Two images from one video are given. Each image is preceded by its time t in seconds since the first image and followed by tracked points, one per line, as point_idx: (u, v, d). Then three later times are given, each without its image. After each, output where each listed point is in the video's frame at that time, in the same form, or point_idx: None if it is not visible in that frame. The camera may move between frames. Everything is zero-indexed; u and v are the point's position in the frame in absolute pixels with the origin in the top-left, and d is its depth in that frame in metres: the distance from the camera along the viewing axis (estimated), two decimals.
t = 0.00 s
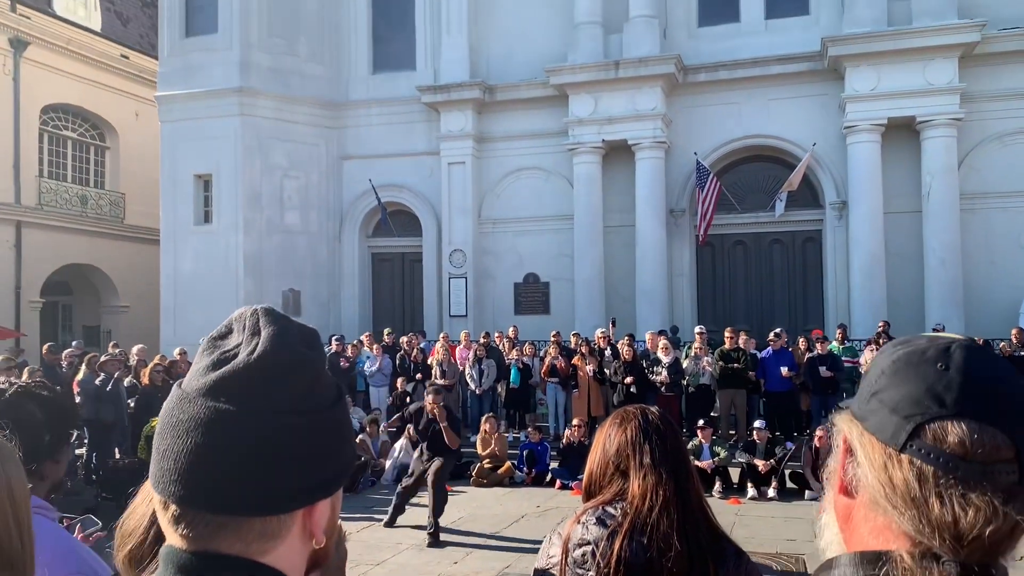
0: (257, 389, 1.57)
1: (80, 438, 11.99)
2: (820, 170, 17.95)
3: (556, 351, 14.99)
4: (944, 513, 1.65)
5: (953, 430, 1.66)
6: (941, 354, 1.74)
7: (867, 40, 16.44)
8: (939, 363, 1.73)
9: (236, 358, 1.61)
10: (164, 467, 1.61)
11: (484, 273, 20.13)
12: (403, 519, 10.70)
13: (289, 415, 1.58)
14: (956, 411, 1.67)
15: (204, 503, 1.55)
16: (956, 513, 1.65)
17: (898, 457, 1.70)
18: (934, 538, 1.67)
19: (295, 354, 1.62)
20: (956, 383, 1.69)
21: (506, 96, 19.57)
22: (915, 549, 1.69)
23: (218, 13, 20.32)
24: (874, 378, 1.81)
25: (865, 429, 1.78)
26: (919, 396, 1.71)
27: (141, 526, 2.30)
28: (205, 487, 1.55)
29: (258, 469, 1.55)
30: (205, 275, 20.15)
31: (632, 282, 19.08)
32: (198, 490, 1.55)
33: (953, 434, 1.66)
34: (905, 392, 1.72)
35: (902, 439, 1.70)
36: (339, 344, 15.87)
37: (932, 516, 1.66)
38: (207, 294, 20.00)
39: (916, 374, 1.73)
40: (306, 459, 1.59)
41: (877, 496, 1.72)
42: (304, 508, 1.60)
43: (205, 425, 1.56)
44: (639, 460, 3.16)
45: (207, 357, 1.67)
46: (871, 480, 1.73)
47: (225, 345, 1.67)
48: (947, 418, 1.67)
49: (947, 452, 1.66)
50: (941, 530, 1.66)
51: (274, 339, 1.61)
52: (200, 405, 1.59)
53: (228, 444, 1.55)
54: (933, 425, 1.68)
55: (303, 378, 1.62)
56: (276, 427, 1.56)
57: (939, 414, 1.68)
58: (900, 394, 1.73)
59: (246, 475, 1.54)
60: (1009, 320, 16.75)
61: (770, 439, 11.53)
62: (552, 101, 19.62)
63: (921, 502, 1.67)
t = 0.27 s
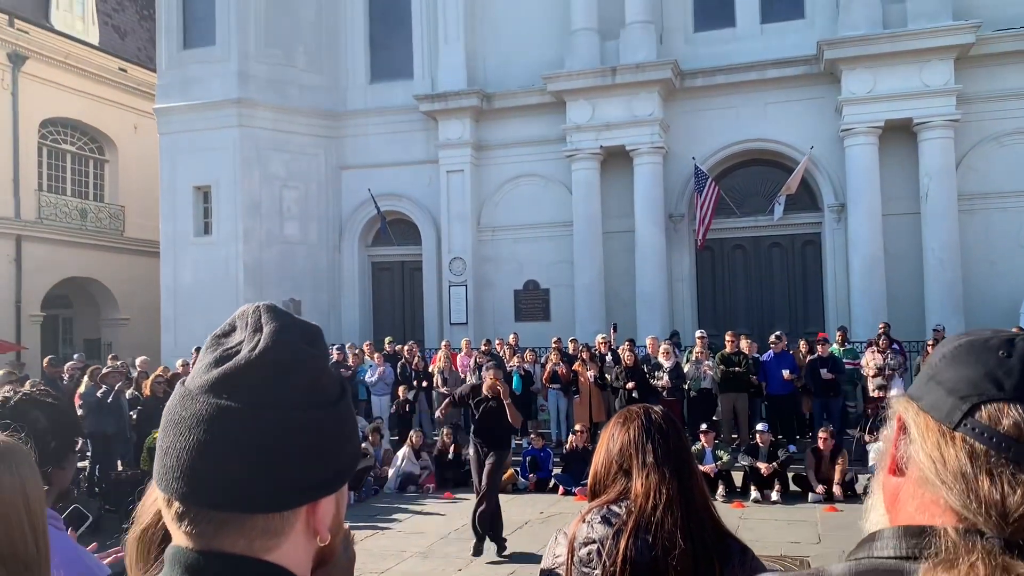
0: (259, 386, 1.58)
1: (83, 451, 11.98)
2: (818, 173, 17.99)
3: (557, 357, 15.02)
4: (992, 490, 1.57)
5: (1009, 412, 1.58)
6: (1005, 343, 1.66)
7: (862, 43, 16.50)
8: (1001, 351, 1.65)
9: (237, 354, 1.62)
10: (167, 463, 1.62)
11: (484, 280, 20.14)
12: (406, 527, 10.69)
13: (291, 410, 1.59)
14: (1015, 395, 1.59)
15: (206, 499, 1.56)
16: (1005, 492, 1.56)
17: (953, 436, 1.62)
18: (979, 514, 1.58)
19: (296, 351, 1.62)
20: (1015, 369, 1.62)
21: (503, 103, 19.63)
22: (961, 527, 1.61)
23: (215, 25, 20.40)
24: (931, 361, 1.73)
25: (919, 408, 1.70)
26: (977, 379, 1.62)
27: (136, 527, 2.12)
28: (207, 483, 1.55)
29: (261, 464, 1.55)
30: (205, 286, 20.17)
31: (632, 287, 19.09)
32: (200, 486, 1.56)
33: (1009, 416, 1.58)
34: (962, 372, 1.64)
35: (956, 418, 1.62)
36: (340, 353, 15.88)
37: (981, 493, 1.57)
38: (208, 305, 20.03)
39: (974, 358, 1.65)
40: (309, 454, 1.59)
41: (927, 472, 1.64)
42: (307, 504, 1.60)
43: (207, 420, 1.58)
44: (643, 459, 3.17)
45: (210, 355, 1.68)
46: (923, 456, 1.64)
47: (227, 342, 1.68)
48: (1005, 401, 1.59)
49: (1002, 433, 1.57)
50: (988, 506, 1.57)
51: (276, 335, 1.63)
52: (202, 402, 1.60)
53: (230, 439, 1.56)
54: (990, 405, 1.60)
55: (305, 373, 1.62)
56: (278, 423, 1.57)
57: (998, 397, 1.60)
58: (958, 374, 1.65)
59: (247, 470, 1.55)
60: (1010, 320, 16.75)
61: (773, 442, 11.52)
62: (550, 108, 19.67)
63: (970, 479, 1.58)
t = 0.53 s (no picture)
0: (248, 370, 1.59)
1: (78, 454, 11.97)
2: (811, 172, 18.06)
3: (552, 357, 15.05)
4: (990, 464, 1.57)
5: (1006, 388, 1.59)
6: (1002, 322, 1.67)
7: (853, 41, 16.57)
8: (998, 329, 1.66)
9: (226, 337, 1.62)
10: (158, 449, 1.62)
11: (479, 281, 20.15)
12: (403, 527, 10.69)
13: (281, 393, 1.59)
14: (1011, 370, 1.61)
15: (197, 484, 1.56)
16: (1004, 465, 1.57)
17: (951, 411, 1.63)
18: (977, 487, 1.58)
19: (285, 335, 1.63)
20: (1012, 346, 1.63)
21: (496, 104, 19.65)
22: (962, 501, 1.61)
23: (208, 28, 20.39)
24: (931, 341, 1.74)
25: (919, 387, 1.71)
26: (974, 357, 1.64)
27: (145, 515, 2.10)
28: (197, 468, 1.56)
29: (251, 448, 1.56)
30: (200, 289, 20.14)
31: (627, 286, 19.12)
32: (190, 471, 1.56)
33: (1006, 392, 1.59)
34: (960, 350, 1.66)
35: (953, 395, 1.63)
36: (334, 354, 15.89)
37: (979, 467, 1.58)
38: (202, 308, 20.00)
39: (971, 337, 1.67)
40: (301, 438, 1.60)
41: (927, 448, 1.65)
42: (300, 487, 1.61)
43: (197, 405, 1.58)
44: (637, 450, 3.19)
45: (198, 340, 1.68)
46: (922, 433, 1.65)
47: (217, 328, 1.69)
48: (1001, 376, 1.60)
49: (998, 408, 1.58)
50: (986, 479, 1.58)
51: (264, 319, 1.63)
52: (191, 387, 1.60)
53: (220, 423, 1.56)
54: (987, 380, 1.61)
55: (294, 357, 1.63)
56: (268, 407, 1.58)
57: (995, 372, 1.61)
58: (956, 352, 1.66)
59: (237, 454, 1.55)
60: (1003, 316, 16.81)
61: (768, 439, 11.55)
62: (543, 108, 19.69)
63: (969, 454, 1.59)
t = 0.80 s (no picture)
0: (210, 350, 1.58)
1: (48, 455, 11.83)
2: (784, 175, 18.23)
3: (528, 357, 15.08)
4: (936, 449, 1.59)
5: (950, 373, 1.61)
6: (947, 308, 1.69)
7: (826, 46, 16.76)
8: (943, 316, 1.68)
9: (189, 319, 1.62)
10: (121, 432, 1.61)
11: (456, 281, 20.12)
12: (377, 528, 10.66)
13: (243, 372, 1.58)
14: (956, 356, 1.62)
15: (160, 467, 1.55)
16: (948, 449, 1.59)
17: (898, 399, 1.65)
18: (925, 473, 1.60)
19: (247, 316, 1.62)
20: (957, 332, 1.65)
21: (474, 105, 19.65)
22: (909, 487, 1.62)
23: (183, 25, 20.23)
24: (881, 331, 1.76)
25: (869, 376, 1.72)
26: (921, 343, 1.66)
27: (113, 500, 2.05)
28: (160, 450, 1.55)
29: (214, 428, 1.54)
30: (174, 289, 19.96)
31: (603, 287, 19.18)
32: (153, 453, 1.55)
33: (950, 377, 1.61)
34: (908, 338, 1.67)
35: (901, 382, 1.65)
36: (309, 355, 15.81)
37: (925, 452, 1.59)
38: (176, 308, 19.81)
39: (917, 326, 1.68)
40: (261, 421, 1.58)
41: (876, 436, 1.66)
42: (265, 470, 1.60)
43: (159, 387, 1.57)
44: (604, 443, 3.19)
45: (163, 324, 1.68)
46: (872, 421, 1.66)
47: (181, 311, 1.68)
48: (946, 362, 1.62)
49: (944, 394, 1.60)
50: (933, 465, 1.59)
51: (226, 301, 1.62)
52: (155, 368, 1.59)
53: (181, 404, 1.55)
54: (931, 367, 1.63)
55: (258, 338, 1.62)
56: (230, 387, 1.56)
57: (939, 359, 1.63)
58: (903, 340, 1.68)
59: (201, 434, 1.54)
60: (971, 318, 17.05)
61: (741, 439, 11.65)
62: (520, 109, 19.72)
63: (916, 439, 1.60)
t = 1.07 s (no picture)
0: (146, 323, 1.53)
1: None
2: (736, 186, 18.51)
3: (481, 363, 15.07)
4: (849, 436, 1.54)
5: (862, 360, 1.57)
6: (863, 295, 1.65)
7: (778, 61, 17.09)
8: (861, 303, 1.64)
9: (125, 290, 1.57)
10: (50, 407, 1.55)
11: (409, 286, 20.02)
12: (325, 534, 10.53)
13: (178, 344, 1.53)
14: (870, 342, 1.58)
15: (93, 442, 1.50)
16: (859, 436, 1.54)
17: (814, 387, 1.60)
18: (838, 459, 1.55)
19: (180, 287, 1.56)
20: (871, 318, 1.60)
21: (431, 110, 19.61)
22: (825, 475, 1.57)
23: (135, 22, 19.85)
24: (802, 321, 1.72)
25: (788, 364, 1.67)
26: (837, 331, 1.62)
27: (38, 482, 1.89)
28: (92, 424, 1.50)
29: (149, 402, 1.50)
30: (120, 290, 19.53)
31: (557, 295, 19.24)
32: (83, 427, 1.50)
33: (863, 364, 1.56)
34: (825, 326, 1.63)
35: (816, 369, 1.60)
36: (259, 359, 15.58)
37: (836, 439, 1.55)
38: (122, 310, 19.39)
39: (834, 314, 1.64)
40: (194, 396, 1.53)
41: (794, 425, 1.61)
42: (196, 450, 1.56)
43: (91, 360, 1.52)
44: (547, 439, 3.17)
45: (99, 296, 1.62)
46: (789, 410, 1.62)
47: (118, 284, 1.63)
48: (859, 348, 1.58)
49: (857, 381, 1.56)
50: (845, 451, 1.55)
51: (159, 274, 1.57)
52: (88, 341, 1.54)
53: (115, 377, 1.50)
54: (845, 355, 1.59)
55: (195, 310, 1.57)
56: (164, 360, 1.51)
57: (852, 346, 1.58)
58: (821, 328, 1.64)
59: (137, 408, 1.49)
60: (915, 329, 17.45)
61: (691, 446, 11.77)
62: (477, 115, 19.72)
63: (828, 427, 1.56)
